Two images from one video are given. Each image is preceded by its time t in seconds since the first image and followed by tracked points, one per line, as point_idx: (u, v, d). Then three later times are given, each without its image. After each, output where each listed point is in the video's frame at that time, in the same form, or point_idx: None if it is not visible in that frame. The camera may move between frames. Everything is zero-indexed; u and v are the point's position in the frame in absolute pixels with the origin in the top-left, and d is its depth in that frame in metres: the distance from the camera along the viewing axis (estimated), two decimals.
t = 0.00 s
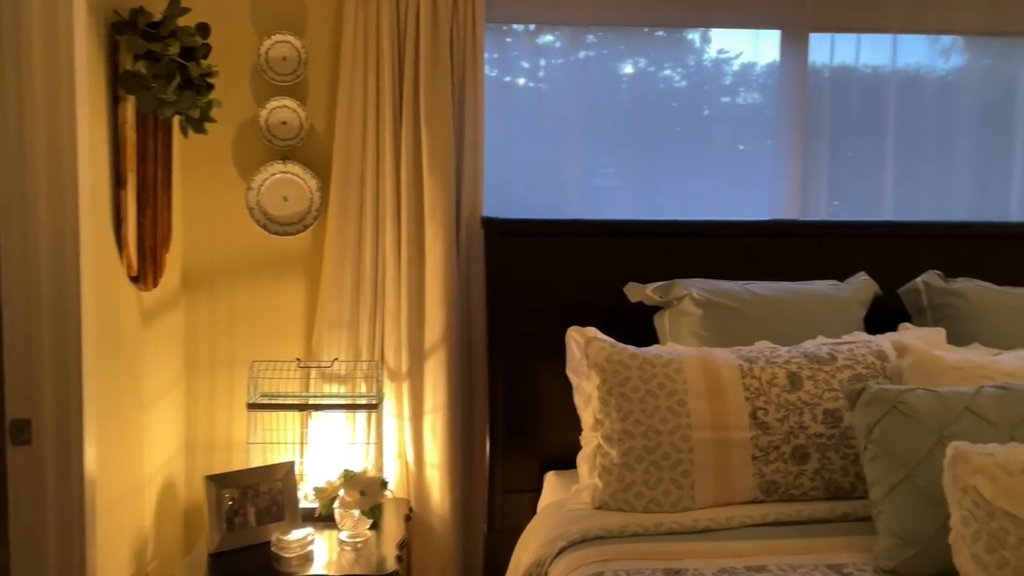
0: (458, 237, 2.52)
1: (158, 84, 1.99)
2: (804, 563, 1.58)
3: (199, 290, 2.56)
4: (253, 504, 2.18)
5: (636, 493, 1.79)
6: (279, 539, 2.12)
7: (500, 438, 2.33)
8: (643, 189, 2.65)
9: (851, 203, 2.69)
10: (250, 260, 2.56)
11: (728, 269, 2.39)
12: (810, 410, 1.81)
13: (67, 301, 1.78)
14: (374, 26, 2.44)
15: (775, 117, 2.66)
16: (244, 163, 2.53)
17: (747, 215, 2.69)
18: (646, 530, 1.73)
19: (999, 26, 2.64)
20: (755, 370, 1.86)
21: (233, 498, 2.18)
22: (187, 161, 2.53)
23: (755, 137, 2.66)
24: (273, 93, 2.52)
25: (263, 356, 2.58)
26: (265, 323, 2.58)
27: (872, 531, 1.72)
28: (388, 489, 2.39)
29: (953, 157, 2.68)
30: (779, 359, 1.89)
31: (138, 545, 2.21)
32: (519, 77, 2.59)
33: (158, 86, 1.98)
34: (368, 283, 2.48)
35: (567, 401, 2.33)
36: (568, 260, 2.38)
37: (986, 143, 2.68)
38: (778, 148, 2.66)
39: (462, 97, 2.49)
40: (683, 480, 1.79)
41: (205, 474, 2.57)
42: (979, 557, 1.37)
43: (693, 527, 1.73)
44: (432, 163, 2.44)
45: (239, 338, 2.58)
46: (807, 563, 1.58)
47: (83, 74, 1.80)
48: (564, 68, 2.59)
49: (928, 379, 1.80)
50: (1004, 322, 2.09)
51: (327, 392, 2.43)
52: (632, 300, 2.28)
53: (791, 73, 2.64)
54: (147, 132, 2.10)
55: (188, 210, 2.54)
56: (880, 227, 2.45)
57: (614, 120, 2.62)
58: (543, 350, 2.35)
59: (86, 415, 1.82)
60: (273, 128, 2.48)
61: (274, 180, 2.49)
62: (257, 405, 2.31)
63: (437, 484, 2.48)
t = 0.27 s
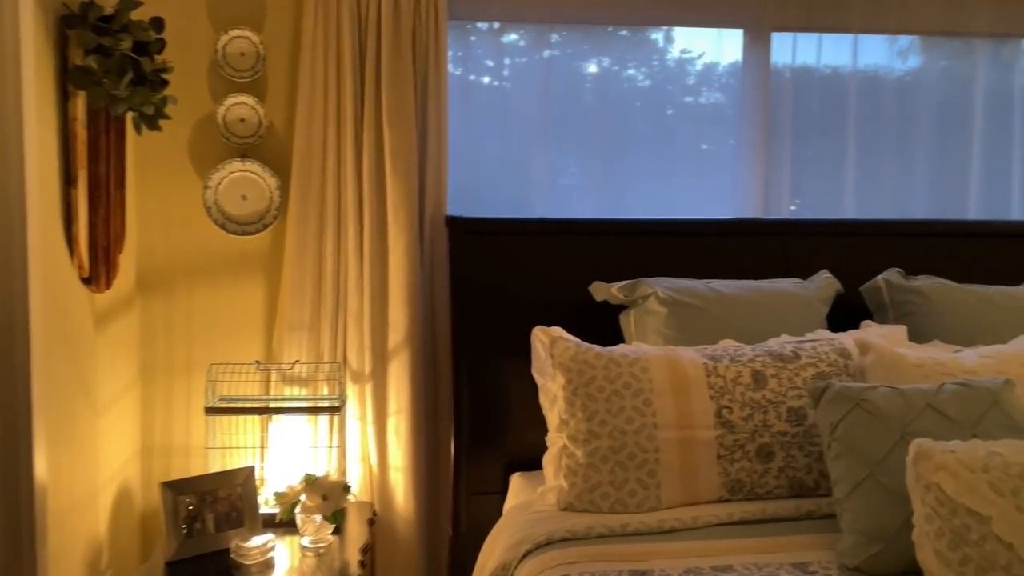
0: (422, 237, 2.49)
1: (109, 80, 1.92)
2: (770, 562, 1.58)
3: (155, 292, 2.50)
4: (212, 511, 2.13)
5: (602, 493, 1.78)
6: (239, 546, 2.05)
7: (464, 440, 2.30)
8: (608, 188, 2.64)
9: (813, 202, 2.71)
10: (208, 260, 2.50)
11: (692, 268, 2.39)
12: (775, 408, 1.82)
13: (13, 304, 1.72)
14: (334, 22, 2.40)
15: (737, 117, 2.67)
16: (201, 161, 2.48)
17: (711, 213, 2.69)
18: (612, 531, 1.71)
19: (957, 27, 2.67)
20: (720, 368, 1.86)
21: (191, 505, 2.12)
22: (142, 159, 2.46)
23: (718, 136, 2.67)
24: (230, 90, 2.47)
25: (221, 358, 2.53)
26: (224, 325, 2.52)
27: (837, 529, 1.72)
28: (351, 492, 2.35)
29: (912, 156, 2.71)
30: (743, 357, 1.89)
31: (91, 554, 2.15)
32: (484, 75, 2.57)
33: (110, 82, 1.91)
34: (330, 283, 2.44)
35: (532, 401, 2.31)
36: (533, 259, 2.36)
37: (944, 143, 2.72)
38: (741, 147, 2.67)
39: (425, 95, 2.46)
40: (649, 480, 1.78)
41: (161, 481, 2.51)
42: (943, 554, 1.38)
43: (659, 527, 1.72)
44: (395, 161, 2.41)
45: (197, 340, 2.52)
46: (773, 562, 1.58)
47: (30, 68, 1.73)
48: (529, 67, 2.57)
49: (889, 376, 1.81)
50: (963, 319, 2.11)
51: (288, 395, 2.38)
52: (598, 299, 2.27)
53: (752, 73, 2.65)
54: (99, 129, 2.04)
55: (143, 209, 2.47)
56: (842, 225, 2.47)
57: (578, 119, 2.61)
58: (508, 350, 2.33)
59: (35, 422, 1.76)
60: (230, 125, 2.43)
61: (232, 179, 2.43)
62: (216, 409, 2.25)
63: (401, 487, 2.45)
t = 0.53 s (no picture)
0: (385, 235, 2.45)
1: (59, 73, 1.85)
2: (739, 560, 1.58)
3: (109, 293, 2.42)
4: (170, 517, 2.06)
5: (571, 493, 1.76)
6: (197, 553, 2.02)
7: (431, 441, 2.27)
8: (574, 185, 2.62)
9: (776, 199, 2.72)
10: (164, 260, 2.44)
11: (659, 265, 2.38)
12: (742, 405, 1.81)
13: None
14: (294, 17, 2.34)
15: (699, 116, 2.66)
16: (157, 158, 2.40)
17: (675, 210, 2.69)
18: (582, 532, 1.70)
19: (916, 26, 2.70)
20: (687, 366, 1.85)
21: (149, 512, 2.05)
22: (94, 156, 2.38)
23: (680, 134, 2.66)
24: (186, 85, 2.40)
25: (179, 360, 2.46)
26: (182, 327, 2.46)
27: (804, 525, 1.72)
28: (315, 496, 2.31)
29: (873, 154, 2.74)
30: (710, 354, 1.88)
31: (44, 565, 2.07)
32: (446, 73, 2.54)
33: (59, 75, 1.85)
34: (291, 283, 2.38)
35: (498, 400, 2.29)
36: (498, 257, 2.34)
37: (904, 141, 2.74)
38: (704, 144, 2.67)
39: (388, 91, 2.42)
40: (618, 479, 1.76)
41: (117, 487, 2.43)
42: (911, 549, 1.39)
43: (628, 526, 1.71)
44: (358, 158, 2.36)
45: (153, 342, 2.45)
46: (742, 560, 1.58)
47: None
48: (492, 64, 2.55)
49: (856, 372, 1.82)
50: (925, 315, 2.14)
51: (249, 398, 2.32)
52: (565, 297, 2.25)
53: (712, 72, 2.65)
54: (49, 125, 1.97)
55: (96, 207, 2.39)
56: (805, 222, 2.48)
57: (541, 117, 2.59)
58: (474, 349, 2.30)
59: None
60: (186, 120, 2.36)
61: (189, 176, 2.37)
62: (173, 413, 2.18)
63: (366, 489, 2.40)
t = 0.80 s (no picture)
0: (349, 233, 2.41)
1: (8, 67, 1.81)
2: (712, 558, 1.57)
3: (62, 295, 2.34)
4: (128, 526, 2.00)
5: (542, 493, 1.74)
6: (157, 561, 1.94)
7: (397, 443, 2.22)
8: (539, 183, 2.60)
9: (739, 196, 2.73)
10: (120, 260, 2.36)
11: (626, 263, 2.37)
12: (712, 402, 1.81)
13: None
14: (253, 11, 2.29)
15: (659, 114, 2.66)
16: (111, 156, 2.33)
17: (640, 208, 2.68)
18: (554, 532, 1.68)
19: (875, 24, 2.73)
20: (657, 363, 1.85)
21: (106, 521, 1.99)
22: (45, 154, 2.30)
23: (642, 133, 2.66)
24: (141, 80, 2.33)
25: (136, 363, 2.39)
26: (139, 329, 2.39)
27: (774, 521, 1.73)
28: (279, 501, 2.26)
29: (833, 152, 2.77)
30: (680, 352, 1.88)
31: None
32: (407, 69, 2.50)
33: (8, 69, 1.81)
34: (253, 283, 2.33)
35: (466, 400, 2.26)
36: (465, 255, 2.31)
37: (864, 139, 2.78)
38: (667, 142, 2.67)
39: (351, 87, 2.38)
40: (589, 479, 1.75)
41: (72, 496, 2.35)
42: (881, 543, 1.39)
43: (600, 526, 1.70)
44: (320, 155, 2.32)
45: (109, 345, 2.38)
46: (714, 558, 1.58)
47: None
48: (453, 61, 2.52)
49: (824, 367, 1.82)
50: (888, 311, 2.17)
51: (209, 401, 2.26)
52: (533, 296, 2.23)
53: (669, 70, 2.65)
54: None
55: (47, 207, 2.31)
56: (769, 219, 2.50)
57: (504, 114, 2.57)
58: (441, 348, 2.27)
59: None
60: (142, 116, 2.29)
61: (145, 174, 2.30)
62: (130, 418, 2.12)
63: (331, 493, 2.36)
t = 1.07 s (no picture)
0: (315, 231, 2.37)
1: None
2: (687, 554, 1.57)
3: (17, 296, 2.26)
4: (89, 533, 1.94)
5: (515, 492, 1.73)
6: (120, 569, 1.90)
7: (366, 443, 2.19)
8: (506, 179, 2.59)
9: (706, 193, 2.74)
10: (78, 260, 2.29)
11: (596, 259, 2.37)
12: (684, 398, 1.81)
13: None
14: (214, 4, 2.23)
15: (621, 111, 2.65)
16: (67, 152, 2.26)
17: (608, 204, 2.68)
18: (528, 531, 1.67)
19: (838, 21, 2.76)
20: (629, 360, 1.84)
21: (65, 528, 1.93)
22: None
23: (606, 130, 2.65)
24: (98, 74, 2.26)
25: (95, 366, 2.33)
26: (98, 330, 2.32)
27: (747, 515, 1.74)
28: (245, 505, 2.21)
29: (798, 148, 2.79)
30: (651, 348, 1.87)
31: None
32: (370, 65, 2.46)
33: None
34: (216, 282, 2.28)
35: (436, 399, 2.23)
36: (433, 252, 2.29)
37: (826, 135, 2.81)
38: (634, 138, 2.67)
39: (315, 82, 2.34)
40: (563, 476, 1.74)
41: (30, 503, 2.28)
42: (855, 536, 1.40)
43: (574, 524, 1.69)
44: (284, 151, 2.27)
45: (67, 348, 2.31)
46: (689, 553, 1.57)
47: None
48: (415, 57, 2.49)
49: (794, 361, 1.83)
50: (855, 305, 2.19)
51: (172, 403, 2.20)
52: (503, 293, 2.21)
53: (629, 67, 2.65)
54: None
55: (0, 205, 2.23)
56: (736, 214, 2.51)
57: (469, 111, 2.54)
58: (410, 347, 2.24)
59: None
60: (99, 112, 2.22)
61: (102, 170, 2.23)
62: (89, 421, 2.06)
63: (299, 495, 2.32)
